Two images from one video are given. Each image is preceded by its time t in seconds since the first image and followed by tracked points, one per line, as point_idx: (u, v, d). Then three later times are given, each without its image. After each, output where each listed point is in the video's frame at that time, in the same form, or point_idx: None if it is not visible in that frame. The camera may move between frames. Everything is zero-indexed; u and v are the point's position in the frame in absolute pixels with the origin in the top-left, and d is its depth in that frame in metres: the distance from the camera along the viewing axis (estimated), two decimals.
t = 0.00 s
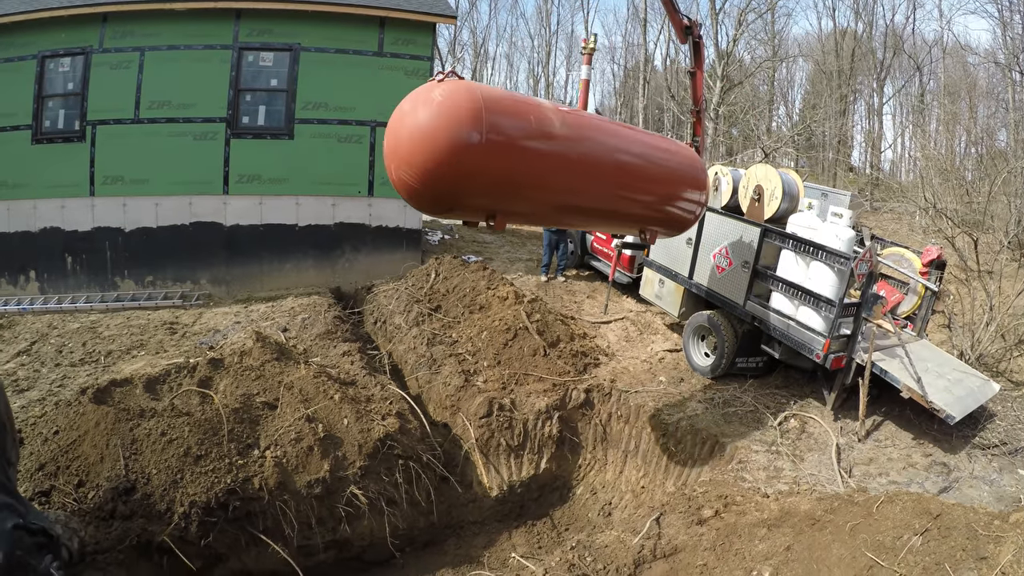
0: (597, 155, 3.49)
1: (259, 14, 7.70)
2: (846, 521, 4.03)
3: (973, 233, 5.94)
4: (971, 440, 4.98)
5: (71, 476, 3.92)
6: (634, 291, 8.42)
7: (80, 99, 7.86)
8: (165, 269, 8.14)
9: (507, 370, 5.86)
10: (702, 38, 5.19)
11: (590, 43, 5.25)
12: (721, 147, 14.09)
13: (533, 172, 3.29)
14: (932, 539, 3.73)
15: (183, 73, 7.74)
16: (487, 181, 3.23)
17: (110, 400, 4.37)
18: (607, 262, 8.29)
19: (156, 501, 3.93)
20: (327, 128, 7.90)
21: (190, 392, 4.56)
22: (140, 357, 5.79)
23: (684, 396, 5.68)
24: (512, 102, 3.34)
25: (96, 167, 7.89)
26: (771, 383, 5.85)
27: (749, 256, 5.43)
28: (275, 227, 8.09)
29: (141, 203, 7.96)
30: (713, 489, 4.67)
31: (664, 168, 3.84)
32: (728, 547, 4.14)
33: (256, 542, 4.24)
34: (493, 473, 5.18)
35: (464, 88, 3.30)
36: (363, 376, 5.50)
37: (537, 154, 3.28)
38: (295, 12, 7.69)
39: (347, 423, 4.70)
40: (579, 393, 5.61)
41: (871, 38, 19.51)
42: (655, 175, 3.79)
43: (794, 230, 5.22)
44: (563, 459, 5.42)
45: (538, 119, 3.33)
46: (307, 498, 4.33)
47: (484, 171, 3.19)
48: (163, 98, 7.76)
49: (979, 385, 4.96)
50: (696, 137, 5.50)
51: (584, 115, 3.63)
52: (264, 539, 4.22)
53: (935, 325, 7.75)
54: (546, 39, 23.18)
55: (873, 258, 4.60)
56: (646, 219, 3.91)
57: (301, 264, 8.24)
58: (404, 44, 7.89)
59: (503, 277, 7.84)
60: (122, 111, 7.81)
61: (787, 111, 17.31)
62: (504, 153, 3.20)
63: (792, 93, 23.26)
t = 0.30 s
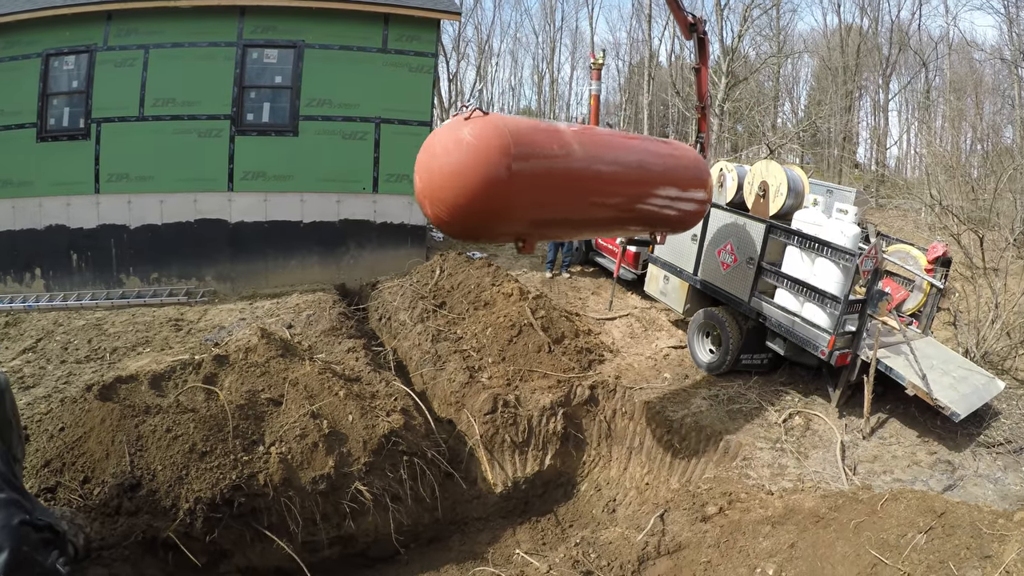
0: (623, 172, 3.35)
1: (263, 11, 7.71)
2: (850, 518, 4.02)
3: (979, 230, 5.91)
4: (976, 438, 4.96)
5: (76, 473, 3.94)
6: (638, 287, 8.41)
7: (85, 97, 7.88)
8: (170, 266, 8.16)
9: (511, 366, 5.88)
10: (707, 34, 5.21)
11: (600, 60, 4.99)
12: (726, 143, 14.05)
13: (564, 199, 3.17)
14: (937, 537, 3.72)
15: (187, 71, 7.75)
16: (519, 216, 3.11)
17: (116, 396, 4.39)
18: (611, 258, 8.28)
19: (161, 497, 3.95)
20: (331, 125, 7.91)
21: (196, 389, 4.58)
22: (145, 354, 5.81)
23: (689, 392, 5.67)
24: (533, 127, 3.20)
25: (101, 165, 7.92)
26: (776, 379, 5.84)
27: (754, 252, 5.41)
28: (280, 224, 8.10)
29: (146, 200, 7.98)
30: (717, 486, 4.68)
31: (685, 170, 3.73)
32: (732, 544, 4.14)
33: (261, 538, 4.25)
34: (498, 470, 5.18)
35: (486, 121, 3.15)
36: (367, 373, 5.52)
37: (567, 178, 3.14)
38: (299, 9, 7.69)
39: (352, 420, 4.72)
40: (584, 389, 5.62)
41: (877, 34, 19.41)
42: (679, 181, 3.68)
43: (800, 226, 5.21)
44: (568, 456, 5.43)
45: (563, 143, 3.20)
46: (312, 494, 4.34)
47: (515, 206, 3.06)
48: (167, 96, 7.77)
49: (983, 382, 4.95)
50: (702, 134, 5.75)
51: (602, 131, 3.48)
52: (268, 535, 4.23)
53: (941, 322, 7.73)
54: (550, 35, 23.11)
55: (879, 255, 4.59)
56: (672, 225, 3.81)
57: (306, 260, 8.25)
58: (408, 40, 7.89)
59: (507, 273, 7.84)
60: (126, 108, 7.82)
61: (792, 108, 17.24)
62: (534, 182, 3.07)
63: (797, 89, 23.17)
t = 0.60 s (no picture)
0: (625, 193, 3.93)
1: (266, 10, 7.72)
2: (853, 518, 4.02)
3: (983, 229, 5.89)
4: (979, 438, 4.95)
5: (80, 471, 3.95)
6: (641, 286, 8.40)
7: (88, 96, 7.89)
8: (174, 264, 8.18)
9: (514, 365, 5.89)
10: (709, 32, 5.37)
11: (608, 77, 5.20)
12: (729, 142, 14.01)
13: (580, 224, 3.77)
14: (939, 537, 3.72)
15: (190, 70, 7.76)
16: (545, 242, 3.69)
17: (119, 395, 4.41)
18: (615, 257, 8.27)
19: (164, 495, 3.96)
20: (334, 123, 7.92)
21: (199, 387, 4.60)
22: (149, 352, 5.83)
23: (691, 391, 5.67)
24: (548, 161, 3.73)
25: (104, 164, 7.93)
26: (779, 378, 5.84)
27: (757, 251, 5.42)
28: (283, 222, 8.12)
29: (149, 199, 8.00)
30: (720, 485, 4.67)
31: (673, 182, 4.32)
32: (734, 543, 4.14)
33: (264, 536, 4.25)
34: (500, 468, 5.20)
35: (509, 161, 3.64)
36: (370, 371, 5.53)
37: (581, 205, 3.72)
38: (302, 8, 7.69)
39: (355, 418, 4.72)
40: (587, 388, 5.62)
41: (880, 32, 19.34)
42: (670, 192, 4.28)
43: (803, 225, 5.21)
44: (571, 454, 5.44)
45: (575, 176, 3.75)
46: (315, 492, 4.35)
47: (543, 234, 3.64)
48: (170, 95, 7.79)
49: (986, 382, 4.94)
50: (705, 131, 6.07)
51: (603, 157, 4.01)
52: (271, 533, 4.24)
53: (944, 321, 7.70)
54: (552, 33, 23.08)
55: (882, 254, 4.59)
56: (664, 229, 4.44)
57: (309, 259, 8.25)
58: (411, 39, 7.89)
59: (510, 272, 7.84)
60: (129, 107, 7.84)
61: (796, 106, 17.19)
62: (558, 213, 3.63)
63: (801, 88, 23.11)
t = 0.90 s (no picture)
0: (628, 203, 4.15)
1: (268, 8, 7.72)
2: (856, 516, 4.02)
3: (987, 227, 5.88)
4: (982, 436, 4.93)
5: (83, 468, 3.97)
6: (644, 284, 8.39)
7: (90, 94, 7.91)
8: (177, 262, 8.19)
9: (517, 362, 5.89)
10: (712, 29, 5.40)
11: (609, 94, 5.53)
12: (732, 139, 13.97)
13: (591, 234, 3.97)
14: (942, 536, 3.71)
15: (193, 68, 7.78)
16: (559, 254, 3.87)
17: (122, 392, 4.43)
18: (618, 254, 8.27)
19: (168, 492, 3.97)
20: (337, 121, 7.93)
21: (202, 384, 4.62)
22: (152, 349, 5.84)
23: (694, 389, 5.67)
24: (558, 176, 3.90)
25: (107, 162, 7.95)
26: (782, 376, 5.83)
27: (760, 249, 5.41)
28: (285, 220, 8.12)
29: (152, 197, 8.01)
30: (723, 483, 4.67)
31: (670, 188, 4.56)
32: (737, 541, 4.15)
33: (267, 533, 4.26)
34: (503, 465, 5.22)
35: (524, 177, 3.80)
36: (373, 368, 5.54)
37: (591, 217, 3.92)
38: (304, 5, 7.70)
39: (357, 415, 4.73)
40: (589, 385, 5.62)
41: (884, 30, 19.26)
42: (667, 199, 4.51)
43: (806, 222, 5.20)
44: (573, 451, 5.45)
45: (585, 189, 3.94)
46: (318, 489, 4.36)
47: (558, 246, 3.82)
48: (172, 93, 7.80)
49: (989, 380, 4.93)
50: (709, 129, 6.13)
51: (607, 170, 4.21)
52: (274, 530, 4.25)
53: (948, 319, 7.68)
54: (555, 31, 23.05)
55: (885, 251, 4.58)
56: (664, 232, 4.68)
57: (312, 256, 8.24)
58: (414, 36, 7.89)
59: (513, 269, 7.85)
60: (132, 105, 7.85)
61: (799, 103, 17.14)
62: (572, 225, 3.83)
63: (804, 86, 23.04)
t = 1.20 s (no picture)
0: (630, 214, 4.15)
1: (271, 5, 7.72)
2: (858, 514, 4.02)
3: (991, 225, 5.87)
4: (985, 435, 4.92)
5: (87, 465, 3.98)
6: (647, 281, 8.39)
7: (93, 92, 7.92)
8: (180, 259, 8.21)
9: (520, 359, 5.90)
10: (716, 27, 5.40)
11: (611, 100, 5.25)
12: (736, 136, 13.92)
13: (596, 246, 3.97)
14: (944, 534, 3.71)
15: (195, 65, 7.78)
16: (565, 267, 3.87)
17: (126, 389, 4.44)
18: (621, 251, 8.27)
19: (171, 489, 3.99)
20: (340, 118, 7.93)
21: (205, 381, 4.63)
22: (155, 347, 5.86)
23: (697, 386, 5.67)
24: (561, 188, 3.90)
25: (110, 159, 7.96)
26: (785, 373, 5.82)
27: (763, 246, 5.41)
28: (288, 217, 8.13)
29: (155, 194, 8.03)
30: (725, 480, 4.67)
31: (672, 197, 4.57)
32: (739, 539, 4.15)
33: (270, 530, 4.28)
34: (505, 462, 5.23)
35: (527, 190, 3.81)
36: (376, 365, 5.55)
37: (594, 229, 3.92)
38: (307, 2, 7.69)
39: (360, 412, 4.74)
40: (592, 382, 5.62)
41: (887, 27, 19.18)
42: (668, 210, 4.52)
43: (809, 220, 5.20)
44: (576, 448, 5.46)
45: (588, 202, 3.95)
46: (320, 486, 4.37)
47: (563, 259, 3.82)
48: (175, 90, 7.81)
49: (993, 379, 4.92)
50: (711, 125, 6.13)
51: (610, 182, 4.21)
52: (277, 527, 4.26)
53: (951, 317, 7.66)
54: (558, 28, 23.02)
55: (889, 248, 4.57)
56: (667, 243, 4.68)
57: (315, 253, 8.25)
58: (416, 33, 7.88)
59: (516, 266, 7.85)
60: (135, 103, 7.87)
61: (802, 101, 17.09)
62: (576, 237, 3.83)
63: (807, 83, 22.95)
